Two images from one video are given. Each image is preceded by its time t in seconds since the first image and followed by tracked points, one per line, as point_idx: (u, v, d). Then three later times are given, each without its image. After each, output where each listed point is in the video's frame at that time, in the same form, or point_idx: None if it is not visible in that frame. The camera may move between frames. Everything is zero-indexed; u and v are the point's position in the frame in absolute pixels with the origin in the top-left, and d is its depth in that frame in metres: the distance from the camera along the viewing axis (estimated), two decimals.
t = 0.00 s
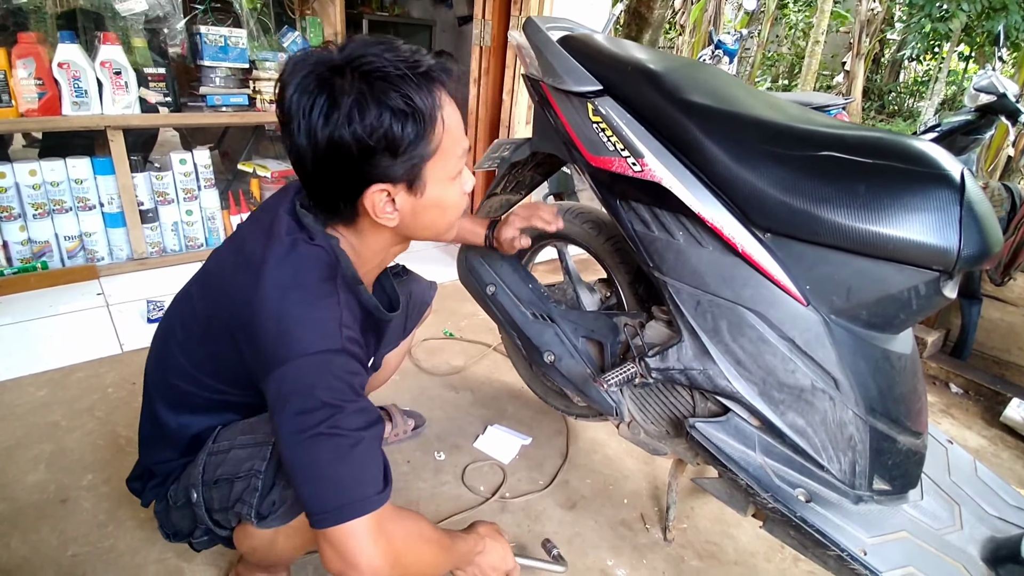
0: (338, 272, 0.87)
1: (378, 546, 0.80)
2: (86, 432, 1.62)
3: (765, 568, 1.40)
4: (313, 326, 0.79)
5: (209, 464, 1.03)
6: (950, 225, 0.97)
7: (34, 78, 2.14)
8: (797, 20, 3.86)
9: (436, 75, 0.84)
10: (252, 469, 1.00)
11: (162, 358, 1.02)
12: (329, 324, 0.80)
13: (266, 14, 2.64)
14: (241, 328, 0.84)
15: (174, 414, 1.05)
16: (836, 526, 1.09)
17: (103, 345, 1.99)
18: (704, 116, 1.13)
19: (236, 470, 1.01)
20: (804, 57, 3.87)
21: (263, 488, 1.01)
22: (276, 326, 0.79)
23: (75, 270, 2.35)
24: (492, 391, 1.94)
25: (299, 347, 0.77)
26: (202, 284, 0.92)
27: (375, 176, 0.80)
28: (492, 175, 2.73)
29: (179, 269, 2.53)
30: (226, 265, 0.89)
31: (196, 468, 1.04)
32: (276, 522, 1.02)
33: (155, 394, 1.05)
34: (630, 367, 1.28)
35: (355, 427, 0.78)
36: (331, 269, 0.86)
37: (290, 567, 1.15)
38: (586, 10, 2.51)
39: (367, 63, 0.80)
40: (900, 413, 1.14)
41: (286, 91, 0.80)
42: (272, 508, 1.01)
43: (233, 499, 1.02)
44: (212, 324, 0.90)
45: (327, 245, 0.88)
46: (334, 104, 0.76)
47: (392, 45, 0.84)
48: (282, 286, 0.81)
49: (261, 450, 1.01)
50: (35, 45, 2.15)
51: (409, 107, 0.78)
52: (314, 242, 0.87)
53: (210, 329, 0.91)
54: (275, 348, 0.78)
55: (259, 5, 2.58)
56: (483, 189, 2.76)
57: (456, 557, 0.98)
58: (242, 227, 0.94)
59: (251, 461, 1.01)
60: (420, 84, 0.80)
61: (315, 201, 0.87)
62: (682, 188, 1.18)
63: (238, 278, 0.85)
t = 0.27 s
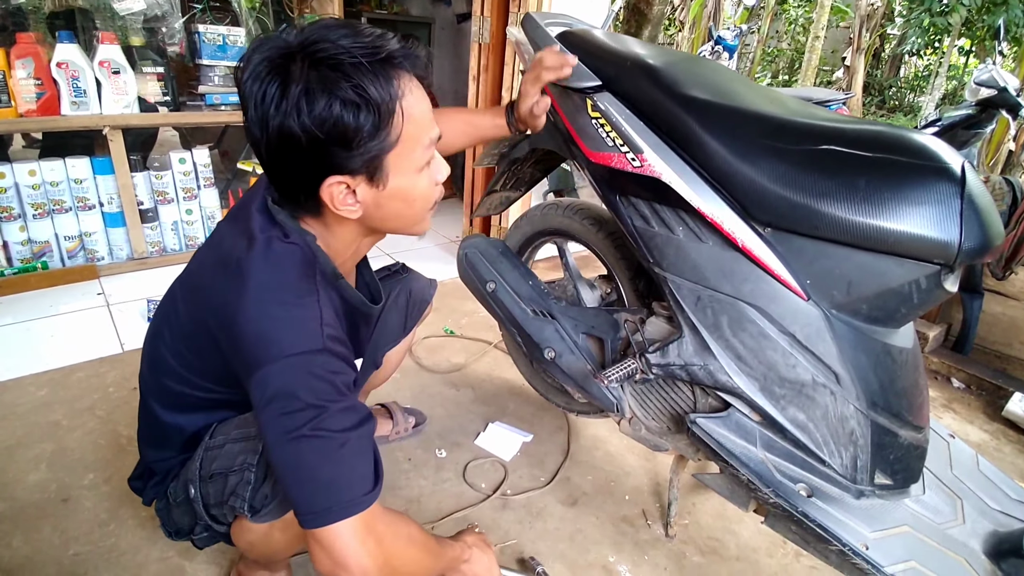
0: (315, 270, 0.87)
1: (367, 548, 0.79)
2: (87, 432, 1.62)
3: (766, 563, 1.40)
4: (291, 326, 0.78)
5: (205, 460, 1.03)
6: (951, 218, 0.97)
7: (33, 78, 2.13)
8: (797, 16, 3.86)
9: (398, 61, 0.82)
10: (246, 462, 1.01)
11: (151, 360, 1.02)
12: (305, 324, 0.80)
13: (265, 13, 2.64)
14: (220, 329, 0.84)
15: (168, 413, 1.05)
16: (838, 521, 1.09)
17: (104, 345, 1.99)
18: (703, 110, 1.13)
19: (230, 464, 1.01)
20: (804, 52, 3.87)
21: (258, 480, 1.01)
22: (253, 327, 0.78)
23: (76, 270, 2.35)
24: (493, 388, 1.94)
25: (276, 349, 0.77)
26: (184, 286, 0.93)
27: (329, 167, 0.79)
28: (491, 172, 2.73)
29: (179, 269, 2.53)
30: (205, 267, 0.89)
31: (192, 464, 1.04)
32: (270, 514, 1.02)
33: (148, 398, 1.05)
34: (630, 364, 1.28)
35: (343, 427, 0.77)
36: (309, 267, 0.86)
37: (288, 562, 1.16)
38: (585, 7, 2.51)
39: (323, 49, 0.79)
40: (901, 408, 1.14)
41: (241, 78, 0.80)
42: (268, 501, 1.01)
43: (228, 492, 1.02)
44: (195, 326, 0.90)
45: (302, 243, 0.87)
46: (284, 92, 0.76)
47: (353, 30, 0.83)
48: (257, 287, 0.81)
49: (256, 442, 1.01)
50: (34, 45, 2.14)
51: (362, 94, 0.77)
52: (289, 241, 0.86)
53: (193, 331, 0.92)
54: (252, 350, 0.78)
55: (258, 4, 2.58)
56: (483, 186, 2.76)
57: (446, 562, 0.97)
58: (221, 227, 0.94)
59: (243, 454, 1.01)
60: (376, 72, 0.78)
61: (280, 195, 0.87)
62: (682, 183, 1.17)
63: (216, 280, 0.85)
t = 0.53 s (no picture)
0: (309, 283, 0.87)
1: (368, 561, 0.80)
2: (89, 432, 1.62)
3: (767, 559, 1.41)
4: (285, 343, 0.79)
5: (206, 464, 1.03)
6: (949, 215, 0.97)
7: (32, 79, 2.14)
8: (796, 12, 3.86)
9: (389, 81, 0.80)
10: (246, 468, 1.01)
11: (149, 368, 1.02)
12: (301, 340, 0.80)
13: (264, 11, 2.63)
14: (215, 342, 0.84)
15: (168, 419, 1.05)
16: (838, 516, 1.10)
17: (105, 345, 2.00)
18: (702, 108, 1.13)
19: (231, 469, 1.01)
20: (803, 49, 3.86)
21: (258, 486, 1.00)
22: (248, 344, 0.79)
23: (76, 271, 2.35)
24: (493, 386, 1.94)
25: (273, 365, 0.77)
26: (179, 296, 0.93)
27: (297, 180, 0.78)
28: (490, 170, 2.73)
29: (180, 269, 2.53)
30: (200, 278, 0.89)
31: (193, 469, 1.04)
32: (272, 519, 1.02)
33: (146, 406, 1.06)
34: (631, 362, 1.28)
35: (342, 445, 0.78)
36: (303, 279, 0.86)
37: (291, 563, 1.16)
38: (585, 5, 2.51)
39: (313, 58, 0.78)
40: (901, 403, 1.14)
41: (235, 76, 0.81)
42: (269, 507, 1.01)
43: (229, 498, 1.02)
44: (190, 338, 0.91)
45: (294, 255, 0.87)
46: (261, 96, 0.76)
47: (354, 44, 0.81)
48: (253, 300, 0.81)
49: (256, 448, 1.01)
50: (32, 46, 2.14)
51: (334, 113, 0.75)
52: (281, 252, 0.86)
53: (188, 341, 0.92)
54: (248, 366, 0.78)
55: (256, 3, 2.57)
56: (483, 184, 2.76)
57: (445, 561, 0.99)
58: (214, 237, 0.94)
59: (243, 459, 1.01)
60: (358, 91, 0.76)
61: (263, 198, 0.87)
62: (681, 181, 1.18)
63: (210, 292, 0.85)
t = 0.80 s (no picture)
0: (308, 296, 0.88)
1: None
2: (89, 433, 1.62)
3: (767, 558, 1.41)
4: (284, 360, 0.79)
5: (205, 470, 1.02)
6: (949, 214, 0.97)
7: (30, 79, 2.13)
8: (794, 10, 3.86)
9: (392, 111, 0.78)
10: (246, 475, 1.00)
11: (146, 376, 1.02)
12: (299, 356, 0.81)
13: (261, 10, 2.63)
14: (213, 356, 0.85)
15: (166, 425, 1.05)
16: (839, 516, 1.10)
17: (104, 346, 1.99)
18: (702, 107, 1.13)
19: (230, 475, 1.01)
20: (801, 47, 3.86)
21: (257, 493, 1.00)
22: (248, 358, 0.79)
23: (75, 272, 2.35)
24: (493, 386, 1.94)
25: (271, 383, 0.78)
26: (176, 307, 0.93)
27: (288, 203, 0.77)
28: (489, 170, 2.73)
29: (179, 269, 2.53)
30: (196, 291, 0.89)
31: (192, 474, 1.04)
32: (272, 526, 1.01)
33: (144, 413, 1.06)
34: (631, 361, 1.28)
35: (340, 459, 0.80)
36: (301, 293, 0.87)
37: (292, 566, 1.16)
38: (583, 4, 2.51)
39: (317, 79, 0.76)
40: (901, 403, 1.14)
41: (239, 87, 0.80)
42: (268, 513, 1.00)
43: (228, 505, 1.01)
44: (187, 350, 0.91)
45: (292, 268, 0.88)
46: (258, 116, 0.74)
47: (362, 66, 0.79)
48: (251, 317, 0.82)
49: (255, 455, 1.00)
50: (30, 46, 2.13)
51: (328, 142, 0.73)
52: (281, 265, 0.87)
53: (184, 352, 0.92)
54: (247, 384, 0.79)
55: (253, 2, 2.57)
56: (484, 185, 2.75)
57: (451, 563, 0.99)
58: (210, 248, 0.94)
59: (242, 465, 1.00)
60: (356, 121, 0.74)
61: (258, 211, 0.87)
62: (681, 180, 1.18)
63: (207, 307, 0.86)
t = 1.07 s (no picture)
0: (303, 303, 0.88)
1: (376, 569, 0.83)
2: (88, 433, 1.62)
3: (766, 552, 1.41)
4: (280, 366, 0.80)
5: (204, 467, 1.02)
6: (945, 208, 0.97)
7: (27, 80, 2.13)
8: (791, 6, 3.86)
9: (401, 140, 0.76)
10: (246, 472, 1.00)
11: (142, 376, 1.02)
12: (296, 363, 0.82)
13: (257, 10, 2.63)
14: (209, 359, 0.85)
15: (161, 423, 1.05)
16: (836, 510, 1.10)
17: (102, 346, 1.99)
18: (698, 102, 1.13)
19: (230, 473, 1.01)
20: (798, 43, 3.86)
21: (258, 492, 1.00)
22: (245, 362, 0.80)
23: (73, 272, 2.34)
24: (492, 383, 1.94)
25: (269, 387, 0.79)
26: (171, 308, 0.93)
27: (287, 223, 0.77)
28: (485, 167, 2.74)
29: (177, 269, 2.53)
30: (190, 294, 0.90)
31: (190, 472, 1.04)
32: (274, 523, 1.02)
33: (142, 413, 1.06)
34: (628, 357, 1.28)
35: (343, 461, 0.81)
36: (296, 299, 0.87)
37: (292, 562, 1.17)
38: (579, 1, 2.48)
39: (328, 101, 0.74)
40: (897, 397, 1.14)
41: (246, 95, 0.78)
42: (269, 511, 1.00)
43: (229, 502, 1.01)
44: (181, 353, 0.92)
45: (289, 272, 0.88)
46: (263, 134, 0.73)
47: (376, 88, 0.76)
48: (246, 323, 0.82)
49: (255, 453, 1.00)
50: (28, 46, 2.13)
51: (331, 170, 0.72)
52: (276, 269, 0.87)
53: (179, 354, 0.93)
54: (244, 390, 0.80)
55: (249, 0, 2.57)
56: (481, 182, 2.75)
57: (475, 536, 0.96)
58: (205, 252, 0.94)
59: (242, 462, 1.01)
60: (362, 151, 0.73)
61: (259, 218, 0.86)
62: (677, 175, 1.17)
63: (202, 313, 0.86)
